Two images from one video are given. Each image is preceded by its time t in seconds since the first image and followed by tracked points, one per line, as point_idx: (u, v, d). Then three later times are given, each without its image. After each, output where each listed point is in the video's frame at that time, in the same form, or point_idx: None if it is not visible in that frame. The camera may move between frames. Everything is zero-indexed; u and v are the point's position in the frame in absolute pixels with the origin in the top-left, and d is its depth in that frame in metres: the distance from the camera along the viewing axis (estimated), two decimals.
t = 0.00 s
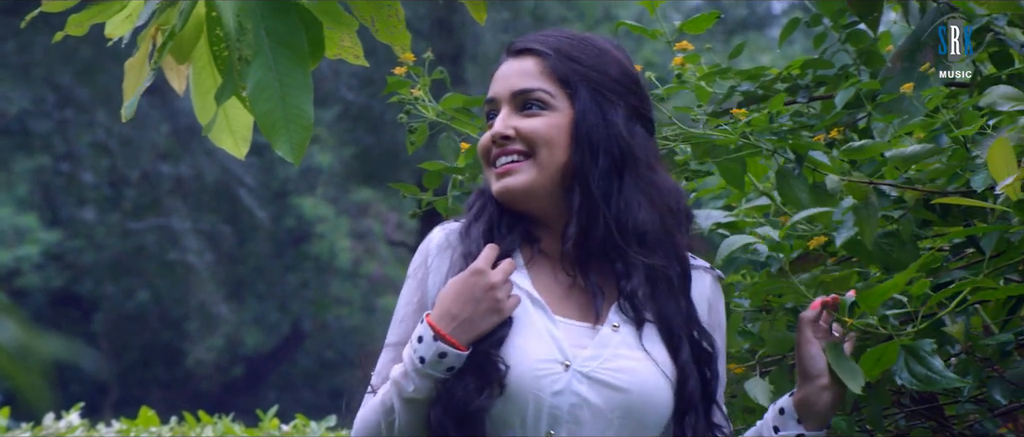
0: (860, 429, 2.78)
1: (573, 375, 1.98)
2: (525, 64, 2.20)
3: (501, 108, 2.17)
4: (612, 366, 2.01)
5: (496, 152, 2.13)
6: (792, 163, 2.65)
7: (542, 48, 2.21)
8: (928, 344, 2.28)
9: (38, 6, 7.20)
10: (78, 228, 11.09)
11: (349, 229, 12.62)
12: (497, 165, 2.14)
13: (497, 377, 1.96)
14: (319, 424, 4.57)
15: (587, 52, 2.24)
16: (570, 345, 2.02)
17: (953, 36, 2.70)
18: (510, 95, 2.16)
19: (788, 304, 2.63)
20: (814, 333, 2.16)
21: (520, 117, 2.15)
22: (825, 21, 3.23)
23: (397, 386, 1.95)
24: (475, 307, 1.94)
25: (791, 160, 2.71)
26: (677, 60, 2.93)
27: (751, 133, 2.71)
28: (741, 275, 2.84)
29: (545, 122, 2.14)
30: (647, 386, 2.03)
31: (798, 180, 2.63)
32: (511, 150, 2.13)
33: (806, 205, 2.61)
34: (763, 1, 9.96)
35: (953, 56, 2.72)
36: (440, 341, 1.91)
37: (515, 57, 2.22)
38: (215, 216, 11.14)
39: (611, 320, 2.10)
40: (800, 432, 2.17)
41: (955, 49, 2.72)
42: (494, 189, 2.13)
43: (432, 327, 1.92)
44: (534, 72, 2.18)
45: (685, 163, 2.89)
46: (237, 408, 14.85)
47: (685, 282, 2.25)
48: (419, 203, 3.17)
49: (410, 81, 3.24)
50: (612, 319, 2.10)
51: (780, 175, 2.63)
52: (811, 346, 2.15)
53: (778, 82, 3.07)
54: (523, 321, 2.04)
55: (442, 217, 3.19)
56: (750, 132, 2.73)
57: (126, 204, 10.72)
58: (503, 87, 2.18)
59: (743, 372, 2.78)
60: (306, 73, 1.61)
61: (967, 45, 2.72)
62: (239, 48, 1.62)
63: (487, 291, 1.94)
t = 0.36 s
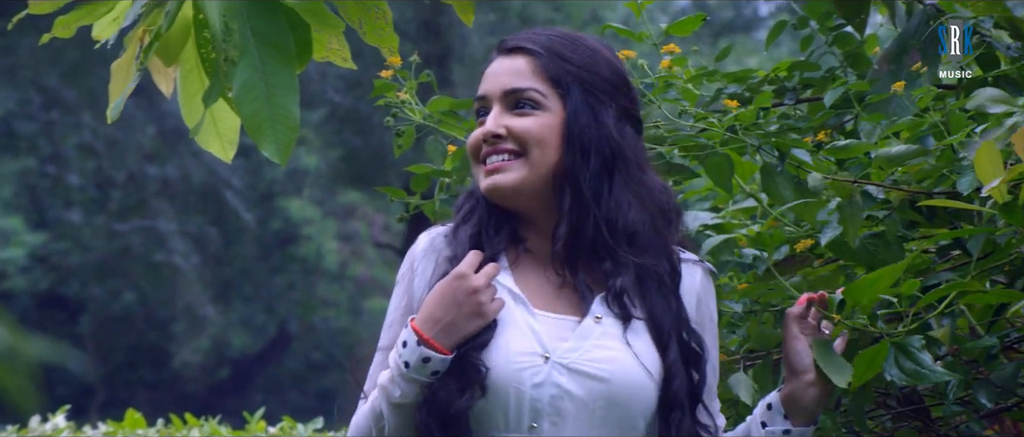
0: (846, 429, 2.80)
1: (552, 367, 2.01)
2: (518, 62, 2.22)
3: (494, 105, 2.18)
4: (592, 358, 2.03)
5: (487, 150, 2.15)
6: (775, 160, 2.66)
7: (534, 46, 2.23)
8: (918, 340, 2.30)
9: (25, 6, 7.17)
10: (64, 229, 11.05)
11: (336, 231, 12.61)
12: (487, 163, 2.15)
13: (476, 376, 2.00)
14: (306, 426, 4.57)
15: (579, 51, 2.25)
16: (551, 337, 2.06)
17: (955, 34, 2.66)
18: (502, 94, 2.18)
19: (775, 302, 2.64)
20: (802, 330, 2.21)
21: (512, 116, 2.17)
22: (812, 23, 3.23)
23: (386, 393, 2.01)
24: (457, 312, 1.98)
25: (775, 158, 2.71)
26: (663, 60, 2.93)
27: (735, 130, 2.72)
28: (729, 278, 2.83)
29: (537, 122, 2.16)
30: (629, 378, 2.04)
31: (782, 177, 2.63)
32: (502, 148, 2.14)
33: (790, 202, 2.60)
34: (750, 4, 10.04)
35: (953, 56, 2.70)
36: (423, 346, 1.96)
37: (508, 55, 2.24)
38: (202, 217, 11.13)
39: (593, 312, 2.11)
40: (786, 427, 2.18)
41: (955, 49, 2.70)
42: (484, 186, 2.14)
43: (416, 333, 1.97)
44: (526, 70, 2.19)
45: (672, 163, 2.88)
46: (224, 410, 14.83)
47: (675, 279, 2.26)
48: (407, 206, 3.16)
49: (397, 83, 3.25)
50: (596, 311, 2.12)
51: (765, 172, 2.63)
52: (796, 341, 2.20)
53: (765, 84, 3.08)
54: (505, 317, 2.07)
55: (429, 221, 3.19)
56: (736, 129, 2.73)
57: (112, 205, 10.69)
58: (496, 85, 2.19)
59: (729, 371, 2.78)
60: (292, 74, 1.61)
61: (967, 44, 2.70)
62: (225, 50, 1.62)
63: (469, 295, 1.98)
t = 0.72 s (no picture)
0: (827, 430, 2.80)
1: (525, 363, 2.03)
2: (505, 62, 2.22)
3: (481, 105, 2.19)
4: (565, 352, 2.04)
5: (474, 150, 2.16)
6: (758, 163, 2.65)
7: (522, 47, 2.23)
8: (893, 324, 2.31)
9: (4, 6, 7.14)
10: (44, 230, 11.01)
11: (317, 232, 12.59)
12: (474, 163, 2.15)
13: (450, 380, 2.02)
14: (287, 427, 4.56)
15: (565, 54, 2.26)
16: (523, 335, 2.07)
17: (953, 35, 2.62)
18: (490, 94, 2.18)
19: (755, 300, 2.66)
20: (776, 317, 2.21)
21: (500, 117, 2.17)
22: (792, 25, 3.24)
23: (364, 404, 2.04)
24: (427, 318, 2.00)
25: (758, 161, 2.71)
26: (646, 63, 2.93)
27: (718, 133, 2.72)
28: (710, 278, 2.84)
29: (523, 123, 2.17)
30: (603, 371, 2.04)
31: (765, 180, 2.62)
32: (491, 149, 2.15)
33: (774, 206, 2.59)
34: (730, 5, 10.04)
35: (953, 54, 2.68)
36: (397, 355, 2.00)
37: (495, 55, 2.24)
38: (183, 219, 11.10)
39: (566, 307, 2.13)
40: (764, 416, 2.17)
41: (955, 48, 2.69)
42: (470, 186, 2.15)
43: (389, 343, 2.01)
44: (513, 71, 2.20)
45: (653, 164, 2.89)
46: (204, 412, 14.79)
47: (658, 280, 2.27)
48: (389, 208, 3.16)
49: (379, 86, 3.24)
50: (570, 306, 2.13)
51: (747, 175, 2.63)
52: (770, 330, 2.19)
53: (746, 86, 3.09)
54: (478, 318, 2.09)
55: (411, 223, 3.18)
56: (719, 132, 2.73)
57: (92, 207, 10.66)
58: (483, 85, 2.19)
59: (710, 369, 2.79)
60: (272, 73, 1.61)
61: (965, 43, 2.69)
62: (205, 47, 1.62)
63: (440, 301, 2.01)
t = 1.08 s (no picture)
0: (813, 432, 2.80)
1: (499, 368, 2.06)
2: (495, 65, 2.25)
3: (471, 108, 2.21)
4: (539, 356, 2.07)
5: (465, 152, 2.17)
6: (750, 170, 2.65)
7: (513, 51, 2.26)
8: (871, 315, 2.28)
9: None
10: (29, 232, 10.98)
11: (304, 233, 12.58)
12: (467, 166, 2.17)
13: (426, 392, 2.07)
14: (274, 428, 4.56)
15: (555, 59, 2.29)
16: (498, 341, 2.10)
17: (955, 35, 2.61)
18: (483, 97, 2.21)
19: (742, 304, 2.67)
20: (755, 309, 2.20)
21: (493, 119, 2.19)
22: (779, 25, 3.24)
23: (340, 423, 2.12)
24: (399, 335, 2.05)
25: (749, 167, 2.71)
26: (634, 65, 2.92)
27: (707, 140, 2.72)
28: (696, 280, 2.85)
29: (516, 126, 2.19)
30: (579, 373, 2.06)
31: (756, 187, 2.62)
32: (483, 152, 2.17)
33: (763, 212, 2.61)
34: (717, 7, 10.06)
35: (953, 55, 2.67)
36: (370, 375, 2.06)
37: (484, 58, 2.27)
38: (169, 220, 11.08)
39: (540, 311, 2.14)
40: (742, 409, 2.18)
41: (955, 50, 2.67)
42: (460, 188, 2.17)
43: (363, 363, 2.07)
44: (507, 74, 2.23)
45: (641, 168, 2.89)
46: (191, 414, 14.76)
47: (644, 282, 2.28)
48: (376, 208, 3.16)
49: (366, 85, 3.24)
50: (545, 309, 2.14)
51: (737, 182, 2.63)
52: (747, 322, 2.19)
53: (733, 87, 3.09)
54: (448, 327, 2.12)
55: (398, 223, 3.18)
56: (707, 140, 2.73)
57: (78, 208, 10.63)
58: (474, 88, 2.22)
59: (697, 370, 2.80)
60: (260, 72, 1.60)
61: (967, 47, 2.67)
62: (192, 47, 1.62)
63: (411, 317, 2.05)
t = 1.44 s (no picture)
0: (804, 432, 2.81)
1: (474, 389, 2.09)
2: (483, 70, 2.28)
3: (461, 113, 2.24)
4: (513, 373, 2.10)
5: (455, 157, 2.19)
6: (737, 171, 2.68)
7: (501, 58, 2.29)
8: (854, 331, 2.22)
9: None
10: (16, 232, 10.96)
11: (292, 234, 12.58)
12: (458, 171, 2.19)
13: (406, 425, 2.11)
14: (262, 429, 4.56)
15: (539, 67, 2.33)
16: (471, 360, 2.12)
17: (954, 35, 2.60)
18: (474, 102, 2.23)
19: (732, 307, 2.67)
20: (731, 309, 2.21)
21: (483, 125, 2.22)
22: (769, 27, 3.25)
23: None
24: (375, 379, 2.05)
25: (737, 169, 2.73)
26: (622, 66, 2.93)
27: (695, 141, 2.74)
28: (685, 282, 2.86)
29: (506, 134, 2.22)
30: (554, 388, 2.09)
31: (746, 189, 2.61)
32: (474, 157, 2.19)
33: (751, 212, 2.60)
34: (705, 7, 10.11)
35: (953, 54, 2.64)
36: (350, 419, 2.09)
37: (470, 63, 2.30)
38: (157, 221, 11.07)
39: (514, 326, 2.17)
40: (711, 405, 2.21)
41: (954, 49, 2.66)
42: (452, 192, 2.18)
43: (340, 405, 2.09)
44: (496, 81, 2.26)
45: (631, 169, 2.89)
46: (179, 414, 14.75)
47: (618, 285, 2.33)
48: (365, 207, 3.16)
49: (355, 85, 3.24)
50: (518, 324, 2.17)
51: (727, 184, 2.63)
52: (723, 322, 2.20)
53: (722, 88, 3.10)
54: (423, 347, 2.15)
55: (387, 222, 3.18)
56: (695, 140, 2.76)
57: (65, 210, 10.62)
58: (465, 93, 2.24)
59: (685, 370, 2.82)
60: (248, 73, 1.60)
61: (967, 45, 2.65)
62: (180, 47, 1.61)
63: (387, 361, 2.04)
